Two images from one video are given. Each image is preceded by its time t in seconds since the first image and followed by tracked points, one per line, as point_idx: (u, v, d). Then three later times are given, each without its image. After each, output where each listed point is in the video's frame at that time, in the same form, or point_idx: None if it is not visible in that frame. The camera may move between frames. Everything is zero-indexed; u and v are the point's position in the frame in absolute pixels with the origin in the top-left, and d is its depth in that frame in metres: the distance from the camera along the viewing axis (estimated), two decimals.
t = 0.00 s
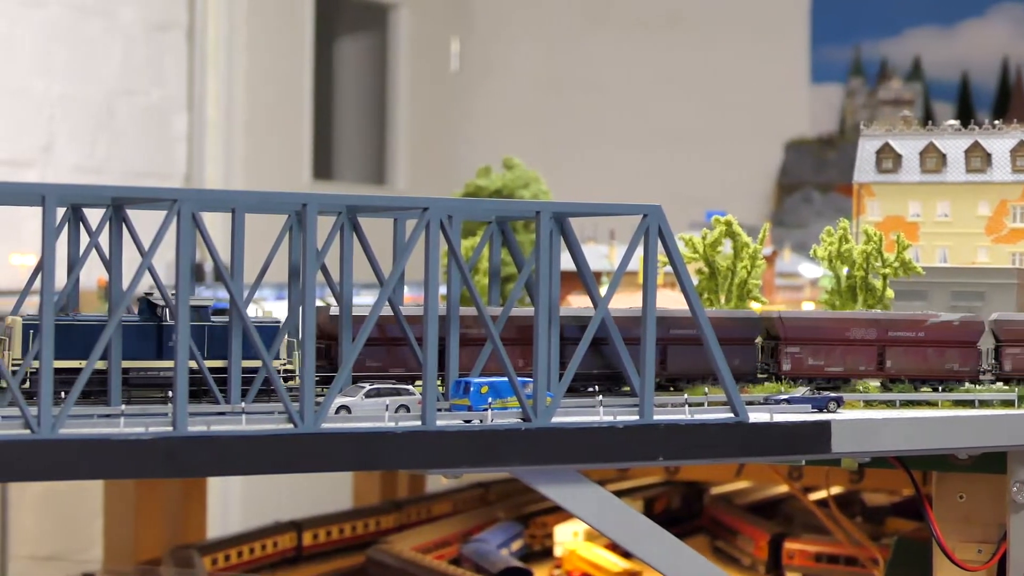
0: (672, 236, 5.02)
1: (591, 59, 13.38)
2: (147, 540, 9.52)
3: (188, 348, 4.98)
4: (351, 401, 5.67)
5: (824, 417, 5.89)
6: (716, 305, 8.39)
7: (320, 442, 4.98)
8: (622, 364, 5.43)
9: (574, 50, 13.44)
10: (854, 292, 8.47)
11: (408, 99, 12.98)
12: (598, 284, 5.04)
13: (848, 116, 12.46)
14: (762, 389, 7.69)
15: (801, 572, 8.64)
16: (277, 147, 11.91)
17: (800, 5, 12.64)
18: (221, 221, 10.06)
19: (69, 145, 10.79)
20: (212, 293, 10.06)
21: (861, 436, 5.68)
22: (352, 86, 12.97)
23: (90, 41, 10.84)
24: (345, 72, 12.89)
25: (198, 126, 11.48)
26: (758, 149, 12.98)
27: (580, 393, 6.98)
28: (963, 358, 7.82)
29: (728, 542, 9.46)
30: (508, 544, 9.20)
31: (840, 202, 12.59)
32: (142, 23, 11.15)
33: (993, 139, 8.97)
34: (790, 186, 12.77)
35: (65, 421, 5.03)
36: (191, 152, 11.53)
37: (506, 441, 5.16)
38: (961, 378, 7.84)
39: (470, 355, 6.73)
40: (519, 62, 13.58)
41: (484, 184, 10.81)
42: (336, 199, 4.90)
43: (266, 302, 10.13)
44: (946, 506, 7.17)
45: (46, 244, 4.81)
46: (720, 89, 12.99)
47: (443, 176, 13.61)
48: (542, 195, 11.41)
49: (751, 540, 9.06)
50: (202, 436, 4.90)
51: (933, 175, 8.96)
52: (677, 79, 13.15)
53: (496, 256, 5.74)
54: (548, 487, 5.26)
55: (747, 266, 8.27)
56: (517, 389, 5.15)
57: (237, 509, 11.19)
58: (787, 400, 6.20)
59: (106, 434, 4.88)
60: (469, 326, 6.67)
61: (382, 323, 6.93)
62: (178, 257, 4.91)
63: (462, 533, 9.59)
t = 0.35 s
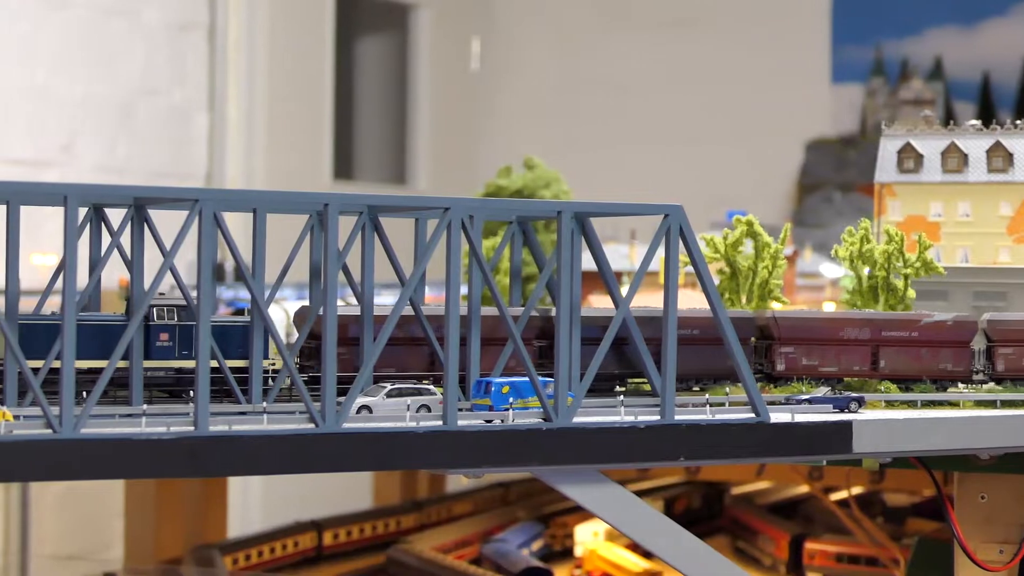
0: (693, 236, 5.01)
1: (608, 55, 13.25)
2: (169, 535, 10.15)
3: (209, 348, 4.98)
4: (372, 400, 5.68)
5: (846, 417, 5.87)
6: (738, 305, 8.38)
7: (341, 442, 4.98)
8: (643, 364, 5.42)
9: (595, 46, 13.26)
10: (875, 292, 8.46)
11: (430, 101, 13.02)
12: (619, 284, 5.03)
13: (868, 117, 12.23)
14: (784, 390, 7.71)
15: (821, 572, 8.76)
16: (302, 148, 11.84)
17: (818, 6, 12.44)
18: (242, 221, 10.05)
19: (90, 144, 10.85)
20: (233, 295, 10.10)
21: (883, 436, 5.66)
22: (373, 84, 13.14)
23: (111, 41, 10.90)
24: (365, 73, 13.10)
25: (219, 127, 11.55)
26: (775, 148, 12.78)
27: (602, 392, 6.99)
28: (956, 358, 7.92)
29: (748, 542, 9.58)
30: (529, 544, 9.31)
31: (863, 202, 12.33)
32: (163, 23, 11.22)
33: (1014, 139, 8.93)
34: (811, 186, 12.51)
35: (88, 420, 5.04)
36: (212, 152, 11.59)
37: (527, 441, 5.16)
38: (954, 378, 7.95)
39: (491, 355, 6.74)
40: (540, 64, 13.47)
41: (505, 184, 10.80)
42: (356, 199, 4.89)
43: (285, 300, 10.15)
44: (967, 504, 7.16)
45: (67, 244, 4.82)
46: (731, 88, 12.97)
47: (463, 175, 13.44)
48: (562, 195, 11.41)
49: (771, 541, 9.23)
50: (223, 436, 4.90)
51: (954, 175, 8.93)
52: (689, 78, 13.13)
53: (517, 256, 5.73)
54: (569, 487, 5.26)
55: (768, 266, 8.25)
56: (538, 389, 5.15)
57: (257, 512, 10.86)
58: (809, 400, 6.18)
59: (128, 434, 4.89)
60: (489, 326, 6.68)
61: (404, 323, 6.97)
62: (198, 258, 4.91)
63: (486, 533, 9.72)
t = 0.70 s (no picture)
0: (706, 236, 5.00)
1: (622, 55, 13.25)
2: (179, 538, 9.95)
3: (221, 348, 4.98)
4: (384, 400, 5.66)
5: (859, 417, 5.86)
6: (750, 305, 8.35)
7: (353, 442, 4.98)
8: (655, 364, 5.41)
9: (609, 48, 13.26)
10: (887, 292, 8.47)
11: (442, 100, 13.04)
12: (631, 284, 5.03)
13: (881, 117, 12.18)
14: (795, 390, 7.72)
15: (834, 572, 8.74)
16: (315, 148, 11.79)
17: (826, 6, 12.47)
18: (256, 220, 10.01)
19: (102, 144, 10.81)
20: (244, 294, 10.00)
21: (896, 436, 5.65)
22: (387, 80, 13.11)
23: (123, 41, 10.88)
24: (378, 70, 13.07)
25: (231, 125, 11.53)
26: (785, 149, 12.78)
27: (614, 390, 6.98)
28: (940, 358, 7.91)
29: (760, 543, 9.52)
30: (541, 544, 9.31)
31: (876, 202, 12.19)
32: (175, 23, 11.20)
33: None
34: (824, 186, 12.48)
35: (100, 420, 5.04)
36: (225, 151, 11.57)
37: (540, 441, 5.16)
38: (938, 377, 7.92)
39: (504, 355, 6.73)
40: (551, 65, 13.48)
41: (517, 184, 10.77)
42: (368, 199, 4.89)
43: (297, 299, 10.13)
44: (979, 504, 7.16)
45: (80, 244, 4.82)
46: (737, 88, 12.96)
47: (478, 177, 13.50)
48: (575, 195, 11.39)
49: (784, 540, 9.21)
50: (235, 436, 4.90)
51: (967, 175, 8.88)
52: (696, 78, 13.11)
53: (530, 256, 5.72)
54: (582, 487, 5.25)
55: (781, 265, 8.25)
56: (551, 389, 5.14)
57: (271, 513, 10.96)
58: (821, 400, 6.15)
59: (141, 434, 4.89)
60: (501, 326, 6.66)
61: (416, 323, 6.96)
62: (211, 257, 4.91)
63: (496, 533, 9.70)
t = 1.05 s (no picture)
0: (718, 236, 5.01)
1: (632, 56, 13.26)
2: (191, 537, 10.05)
3: (234, 348, 4.98)
4: (396, 400, 5.65)
5: (872, 417, 5.84)
6: (762, 305, 8.38)
7: (366, 442, 4.98)
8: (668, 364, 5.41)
9: (619, 48, 13.26)
10: (899, 292, 8.50)
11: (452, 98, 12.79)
12: (644, 284, 5.02)
13: (893, 117, 12.25)
14: (807, 390, 7.73)
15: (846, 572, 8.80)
16: (327, 150, 11.67)
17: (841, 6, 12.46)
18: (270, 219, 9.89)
19: (113, 144, 10.75)
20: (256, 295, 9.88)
21: (909, 436, 5.64)
22: (398, 84, 12.79)
23: (136, 40, 10.81)
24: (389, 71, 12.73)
25: (243, 123, 11.41)
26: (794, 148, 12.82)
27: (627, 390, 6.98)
28: (925, 358, 7.96)
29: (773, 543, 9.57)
30: (553, 544, 9.29)
31: (888, 203, 12.31)
32: (187, 23, 11.14)
33: None
34: (836, 186, 12.53)
35: (112, 420, 5.04)
36: (237, 151, 11.43)
37: (552, 441, 5.16)
38: (924, 378, 8.00)
39: (516, 355, 6.71)
40: (563, 63, 13.42)
41: (529, 185, 10.73)
42: (381, 198, 4.89)
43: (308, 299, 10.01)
44: (991, 507, 7.16)
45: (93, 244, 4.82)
46: (741, 88, 12.96)
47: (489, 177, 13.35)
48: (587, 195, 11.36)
49: (796, 541, 9.21)
50: (248, 436, 4.91)
51: (979, 175, 8.86)
52: (704, 78, 13.09)
53: (542, 256, 5.71)
54: (594, 487, 5.25)
55: (792, 266, 8.25)
56: (563, 389, 5.14)
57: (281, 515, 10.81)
58: (834, 400, 6.14)
59: (154, 433, 4.90)
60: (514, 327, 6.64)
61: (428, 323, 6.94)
62: (224, 257, 4.90)
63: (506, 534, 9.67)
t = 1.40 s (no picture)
0: (733, 236, 5.01)
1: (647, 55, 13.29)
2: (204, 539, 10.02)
3: (247, 348, 4.98)
4: (410, 400, 5.63)
5: (887, 418, 5.82)
6: (776, 305, 8.32)
7: (380, 441, 4.98)
8: (681, 363, 5.41)
9: (630, 48, 13.28)
10: (914, 292, 8.43)
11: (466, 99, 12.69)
12: (657, 284, 5.02)
13: (907, 117, 12.25)
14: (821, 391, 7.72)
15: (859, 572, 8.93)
16: (340, 154, 11.73)
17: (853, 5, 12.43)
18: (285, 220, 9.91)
19: (126, 144, 10.73)
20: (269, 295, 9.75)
21: (923, 436, 5.63)
22: (410, 88, 12.67)
23: (150, 40, 10.79)
24: (402, 72, 12.64)
25: (256, 124, 11.44)
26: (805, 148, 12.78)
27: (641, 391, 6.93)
28: (910, 358, 7.90)
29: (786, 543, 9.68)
30: (565, 544, 9.35)
31: (901, 202, 12.36)
32: (200, 24, 11.11)
33: None
34: (848, 185, 12.53)
35: (127, 419, 5.05)
36: (249, 152, 11.47)
37: (565, 441, 5.16)
38: (909, 378, 7.93)
39: (530, 355, 6.69)
40: (575, 64, 13.40)
41: (542, 185, 10.73)
42: (394, 198, 4.89)
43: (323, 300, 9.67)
44: (1005, 507, 7.15)
45: (107, 243, 4.83)
46: (748, 88, 12.98)
47: (502, 177, 13.24)
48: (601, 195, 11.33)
49: (809, 540, 9.39)
50: (262, 435, 4.91)
51: (993, 175, 8.85)
52: (712, 78, 13.11)
53: (555, 256, 5.71)
54: (608, 487, 5.24)
55: (806, 267, 8.24)
56: (577, 389, 5.13)
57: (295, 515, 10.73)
58: (847, 400, 6.12)
59: (169, 433, 4.90)
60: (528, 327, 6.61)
61: (442, 324, 6.89)
62: (238, 258, 4.90)
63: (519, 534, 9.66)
